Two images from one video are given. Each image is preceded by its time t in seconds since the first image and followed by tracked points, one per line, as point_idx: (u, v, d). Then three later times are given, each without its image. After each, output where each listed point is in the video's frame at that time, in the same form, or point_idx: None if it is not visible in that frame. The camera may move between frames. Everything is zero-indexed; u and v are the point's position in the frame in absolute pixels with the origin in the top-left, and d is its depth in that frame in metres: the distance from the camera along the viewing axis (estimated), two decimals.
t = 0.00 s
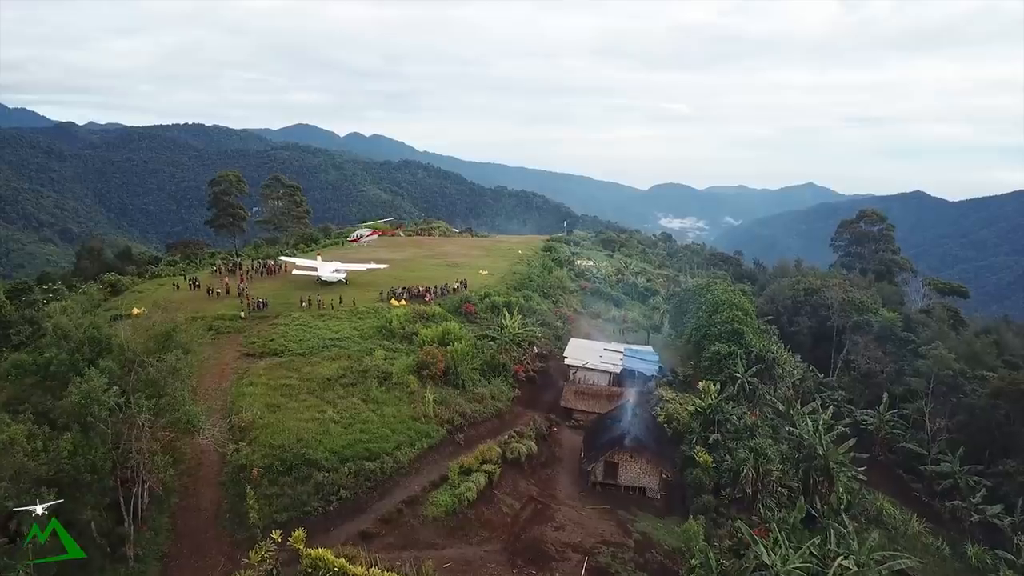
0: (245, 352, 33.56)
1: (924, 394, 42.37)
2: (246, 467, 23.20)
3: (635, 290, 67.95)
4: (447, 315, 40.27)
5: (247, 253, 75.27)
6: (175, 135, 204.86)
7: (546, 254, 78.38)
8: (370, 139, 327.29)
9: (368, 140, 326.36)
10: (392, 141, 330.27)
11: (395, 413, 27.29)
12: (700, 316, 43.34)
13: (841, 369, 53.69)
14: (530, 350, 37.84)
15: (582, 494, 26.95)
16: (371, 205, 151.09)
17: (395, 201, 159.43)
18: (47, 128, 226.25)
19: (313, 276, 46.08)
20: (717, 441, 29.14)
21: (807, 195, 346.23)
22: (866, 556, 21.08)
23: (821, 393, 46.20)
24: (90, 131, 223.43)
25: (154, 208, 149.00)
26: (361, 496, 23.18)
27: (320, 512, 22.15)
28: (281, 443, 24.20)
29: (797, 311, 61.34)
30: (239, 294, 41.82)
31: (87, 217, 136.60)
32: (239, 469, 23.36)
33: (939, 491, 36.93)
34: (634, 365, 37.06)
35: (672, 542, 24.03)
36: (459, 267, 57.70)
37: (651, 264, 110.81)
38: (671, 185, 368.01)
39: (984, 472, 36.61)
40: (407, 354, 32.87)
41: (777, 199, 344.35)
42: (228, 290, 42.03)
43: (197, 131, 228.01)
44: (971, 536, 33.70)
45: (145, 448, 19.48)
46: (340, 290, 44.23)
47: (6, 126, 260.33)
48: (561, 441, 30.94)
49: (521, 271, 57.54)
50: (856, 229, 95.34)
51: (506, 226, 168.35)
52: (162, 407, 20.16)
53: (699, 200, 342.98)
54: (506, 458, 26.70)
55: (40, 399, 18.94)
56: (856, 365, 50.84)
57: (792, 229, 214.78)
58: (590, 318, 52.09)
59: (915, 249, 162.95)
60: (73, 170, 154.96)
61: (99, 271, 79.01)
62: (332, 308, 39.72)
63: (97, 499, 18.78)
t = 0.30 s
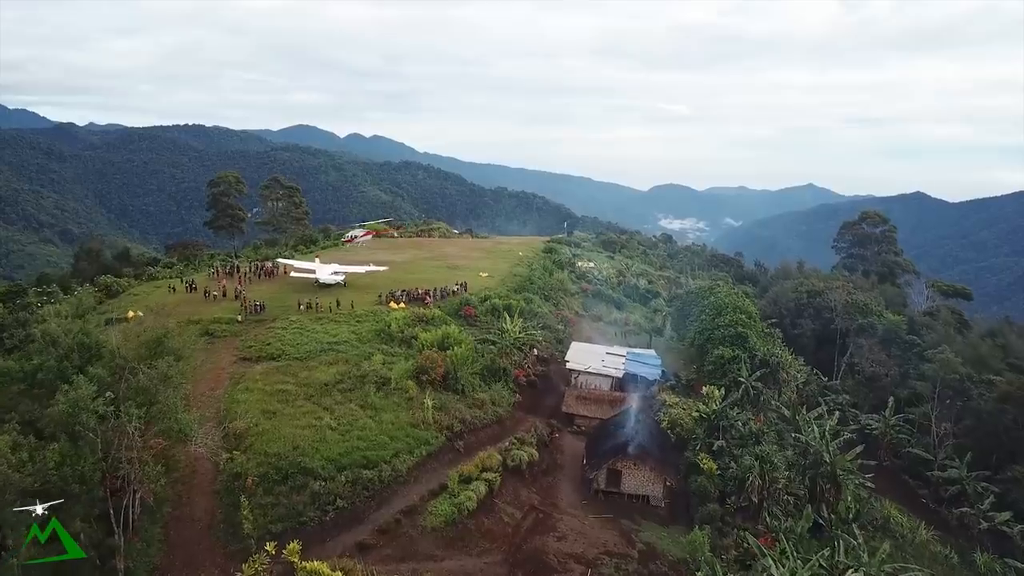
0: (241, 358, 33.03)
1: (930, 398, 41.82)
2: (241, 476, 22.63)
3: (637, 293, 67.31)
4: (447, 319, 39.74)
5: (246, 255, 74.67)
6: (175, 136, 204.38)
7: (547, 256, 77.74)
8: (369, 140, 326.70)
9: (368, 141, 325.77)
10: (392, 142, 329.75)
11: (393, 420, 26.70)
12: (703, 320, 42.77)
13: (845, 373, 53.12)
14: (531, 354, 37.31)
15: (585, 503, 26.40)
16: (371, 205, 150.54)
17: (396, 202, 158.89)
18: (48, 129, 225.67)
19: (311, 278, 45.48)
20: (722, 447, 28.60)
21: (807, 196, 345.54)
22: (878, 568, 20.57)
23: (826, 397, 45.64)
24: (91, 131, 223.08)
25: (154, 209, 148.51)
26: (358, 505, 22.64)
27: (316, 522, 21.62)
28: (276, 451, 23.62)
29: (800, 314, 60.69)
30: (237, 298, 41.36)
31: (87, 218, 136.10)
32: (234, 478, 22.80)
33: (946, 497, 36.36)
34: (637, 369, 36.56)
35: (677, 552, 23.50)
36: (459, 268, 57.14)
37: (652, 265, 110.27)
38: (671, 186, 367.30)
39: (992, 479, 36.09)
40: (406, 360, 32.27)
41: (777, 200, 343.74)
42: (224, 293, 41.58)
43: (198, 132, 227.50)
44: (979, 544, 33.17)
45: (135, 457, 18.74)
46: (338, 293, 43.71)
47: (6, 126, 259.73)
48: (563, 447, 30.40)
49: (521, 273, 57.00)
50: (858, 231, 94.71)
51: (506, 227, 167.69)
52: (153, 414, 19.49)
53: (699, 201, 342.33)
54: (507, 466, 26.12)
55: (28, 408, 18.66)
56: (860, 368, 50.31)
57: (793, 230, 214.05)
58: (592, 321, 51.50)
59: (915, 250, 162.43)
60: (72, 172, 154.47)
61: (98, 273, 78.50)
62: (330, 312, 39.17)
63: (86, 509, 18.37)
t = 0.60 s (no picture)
0: (236, 365, 32.43)
1: (937, 404, 41.10)
2: (233, 487, 21.95)
3: (639, 296, 66.63)
4: (446, 323, 39.07)
5: (244, 257, 73.97)
6: (175, 137, 203.84)
7: (548, 258, 77.05)
8: (369, 141, 326.14)
9: (368, 142, 325.20)
10: (392, 143, 329.23)
11: (391, 429, 26.01)
12: (707, 324, 42.07)
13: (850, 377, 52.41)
14: (531, 359, 36.60)
15: (588, 514, 25.73)
16: (371, 207, 149.91)
17: (396, 203, 158.28)
18: (49, 130, 225.14)
19: (308, 281, 44.75)
20: (728, 456, 27.85)
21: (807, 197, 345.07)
22: None
23: (830, 402, 44.96)
24: (92, 133, 222.75)
25: (154, 210, 147.88)
26: (354, 518, 21.96)
27: (311, 536, 20.95)
28: (270, 461, 22.92)
29: (803, 317, 60.01)
30: (233, 301, 40.75)
31: (87, 219, 135.49)
32: (226, 489, 22.11)
33: (956, 505, 35.64)
34: (640, 375, 35.91)
35: (683, 566, 22.80)
36: (459, 271, 56.46)
37: (653, 267, 109.63)
38: (671, 188, 366.69)
39: (1002, 486, 35.49)
40: (404, 366, 31.59)
41: (777, 202, 343.23)
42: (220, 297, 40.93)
43: (198, 133, 226.95)
44: (991, 554, 32.50)
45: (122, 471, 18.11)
46: (336, 297, 43.04)
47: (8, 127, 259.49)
48: (565, 455, 29.73)
49: (522, 275, 56.35)
50: (861, 232, 94.03)
51: (506, 229, 166.99)
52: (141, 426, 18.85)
53: (699, 202, 341.78)
54: (508, 476, 25.45)
55: (11, 419, 18.04)
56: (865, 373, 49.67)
57: (792, 231, 213.55)
58: (594, 325, 50.78)
59: (916, 251, 161.82)
60: (72, 173, 153.86)
61: (96, 276, 77.86)
62: (328, 316, 38.49)
63: (72, 524, 17.63)
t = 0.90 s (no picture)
0: (230, 372, 31.73)
1: (947, 412, 40.19)
2: (225, 501, 21.17)
3: (641, 299, 65.88)
4: (446, 328, 38.32)
5: (242, 259, 73.24)
6: (175, 138, 203.16)
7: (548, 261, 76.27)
8: (369, 142, 325.56)
9: (368, 143, 324.44)
10: (392, 145, 328.66)
11: (388, 439, 25.19)
12: (711, 329, 41.24)
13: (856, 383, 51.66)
14: (533, 365, 35.75)
15: (591, 527, 24.96)
16: (371, 208, 149.12)
17: (396, 204, 157.54)
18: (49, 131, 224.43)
19: (305, 285, 43.99)
20: (735, 467, 27.02)
21: (806, 198, 344.38)
22: None
23: (836, 408, 44.23)
24: (92, 134, 222.05)
25: (154, 211, 147.32)
26: (349, 533, 21.19)
27: (304, 553, 20.20)
28: (263, 474, 22.10)
29: (808, 321, 59.24)
30: (228, 305, 40.00)
31: (86, 221, 134.81)
32: (217, 503, 21.32)
33: (967, 515, 34.87)
34: (643, 381, 35.14)
35: None
36: (459, 274, 55.65)
37: (653, 269, 108.84)
38: (671, 189, 365.95)
39: (1014, 496, 34.87)
40: (402, 373, 30.76)
41: (777, 203, 342.38)
42: (215, 301, 40.17)
43: (198, 134, 226.25)
44: (1004, 566, 31.77)
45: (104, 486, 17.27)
46: (334, 300, 42.24)
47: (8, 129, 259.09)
48: (568, 465, 28.92)
49: (522, 278, 55.62)
50: (864, 235, 93.09)
51: (506, 230, 166.19)
52: (126, 440, 18.01)
53: (699, 203, 340.99)
54: (509, 489, 24.66)
55: None
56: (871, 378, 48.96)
57: (792, 232, 212.82)
58: (595, 329, 50.03)
59: (916, 252, 161.14)
60: (72, 174, 153.41)
61: (93, 278, 77.14)
62: (324, 321, 37.69)
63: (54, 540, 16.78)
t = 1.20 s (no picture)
0: (223, 381, 30.83)
1: (958, 419, 39.26)
2: (214, 518, 20.26)
3: (644, 303, 64.86)
4: (445, 333, 37.46)
5: (240, 261, 72.29)
6: (176, 139, 202.41)
7: (549, 263, 75.29)
8: (370, 144, 324.78)
9: (368, 144, 323.63)
10: (392, 146, 327.92)
11: (385, 452, 24.26)
12: (717, 334, 40.30)
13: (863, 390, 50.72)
14: (534, 372, 34.82)
15: (596, 544, 24.12)
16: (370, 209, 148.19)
17: (396, 206, 156.65)
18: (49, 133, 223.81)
19: (302, 290, 43.05)
20: (744, 480, 26.12)
21: (806, 200, 343.18)
22: None
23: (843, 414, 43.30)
24: (92, 135, 221.41)
25: (154, 213, 146.50)
26: (343, 552, 20.30)
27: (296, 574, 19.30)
28: (253, 489, 21.19)
29: (813, 325, 58.34)
30: (223, 311, 39.09)
31: (86, 222, 133.98)
32: (205, 520, 20.42)
33: (980, 527, 33.94)
34: (648, 388, 34.29)
35: None
36: (459, 278, 54.74)
37: (654, 271, 107.96)
38: (671, 190, 364.84)
39: None
40: (400, 382, 29.83)
41: (777, 205, 341.31)
42: (209, 306, 39.28)
43: (198, 135, 225.45)
44: None
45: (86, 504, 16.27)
46: (331, 305, 41.35)
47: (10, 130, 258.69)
48: (572, 477, 28.04)
49: (523, 282, 54.73)
50: (868, 237, 92.01)
51: (507, 232, 165.15)
52: (107, 457, 17.28)
53: (699, 205, 339.92)
54: (510, 503, 23.81)
55: None
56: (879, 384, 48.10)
57: (792, 233, 211.60)
58: (598, 334, 49.09)
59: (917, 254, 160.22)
60: (72, 176, 152.63)
61: (90, 281, 76.29)
62: (321, 327, 36.75)
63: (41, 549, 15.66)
